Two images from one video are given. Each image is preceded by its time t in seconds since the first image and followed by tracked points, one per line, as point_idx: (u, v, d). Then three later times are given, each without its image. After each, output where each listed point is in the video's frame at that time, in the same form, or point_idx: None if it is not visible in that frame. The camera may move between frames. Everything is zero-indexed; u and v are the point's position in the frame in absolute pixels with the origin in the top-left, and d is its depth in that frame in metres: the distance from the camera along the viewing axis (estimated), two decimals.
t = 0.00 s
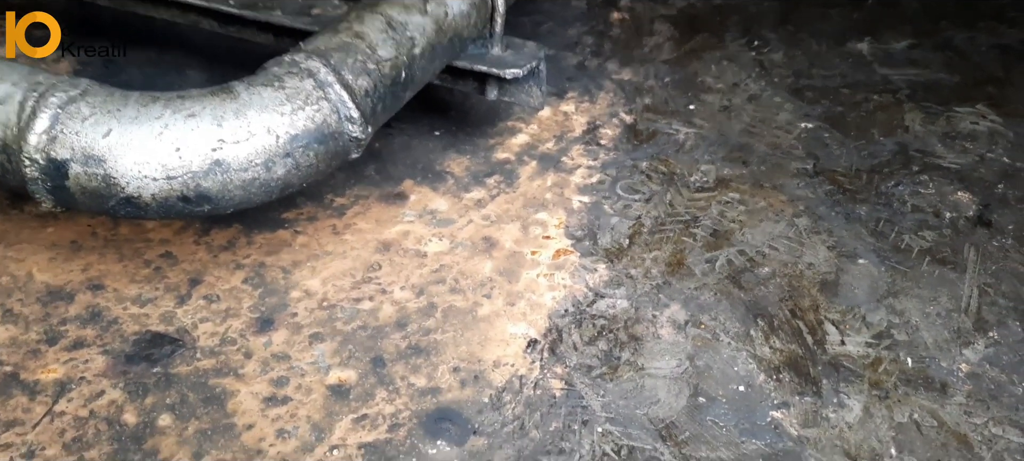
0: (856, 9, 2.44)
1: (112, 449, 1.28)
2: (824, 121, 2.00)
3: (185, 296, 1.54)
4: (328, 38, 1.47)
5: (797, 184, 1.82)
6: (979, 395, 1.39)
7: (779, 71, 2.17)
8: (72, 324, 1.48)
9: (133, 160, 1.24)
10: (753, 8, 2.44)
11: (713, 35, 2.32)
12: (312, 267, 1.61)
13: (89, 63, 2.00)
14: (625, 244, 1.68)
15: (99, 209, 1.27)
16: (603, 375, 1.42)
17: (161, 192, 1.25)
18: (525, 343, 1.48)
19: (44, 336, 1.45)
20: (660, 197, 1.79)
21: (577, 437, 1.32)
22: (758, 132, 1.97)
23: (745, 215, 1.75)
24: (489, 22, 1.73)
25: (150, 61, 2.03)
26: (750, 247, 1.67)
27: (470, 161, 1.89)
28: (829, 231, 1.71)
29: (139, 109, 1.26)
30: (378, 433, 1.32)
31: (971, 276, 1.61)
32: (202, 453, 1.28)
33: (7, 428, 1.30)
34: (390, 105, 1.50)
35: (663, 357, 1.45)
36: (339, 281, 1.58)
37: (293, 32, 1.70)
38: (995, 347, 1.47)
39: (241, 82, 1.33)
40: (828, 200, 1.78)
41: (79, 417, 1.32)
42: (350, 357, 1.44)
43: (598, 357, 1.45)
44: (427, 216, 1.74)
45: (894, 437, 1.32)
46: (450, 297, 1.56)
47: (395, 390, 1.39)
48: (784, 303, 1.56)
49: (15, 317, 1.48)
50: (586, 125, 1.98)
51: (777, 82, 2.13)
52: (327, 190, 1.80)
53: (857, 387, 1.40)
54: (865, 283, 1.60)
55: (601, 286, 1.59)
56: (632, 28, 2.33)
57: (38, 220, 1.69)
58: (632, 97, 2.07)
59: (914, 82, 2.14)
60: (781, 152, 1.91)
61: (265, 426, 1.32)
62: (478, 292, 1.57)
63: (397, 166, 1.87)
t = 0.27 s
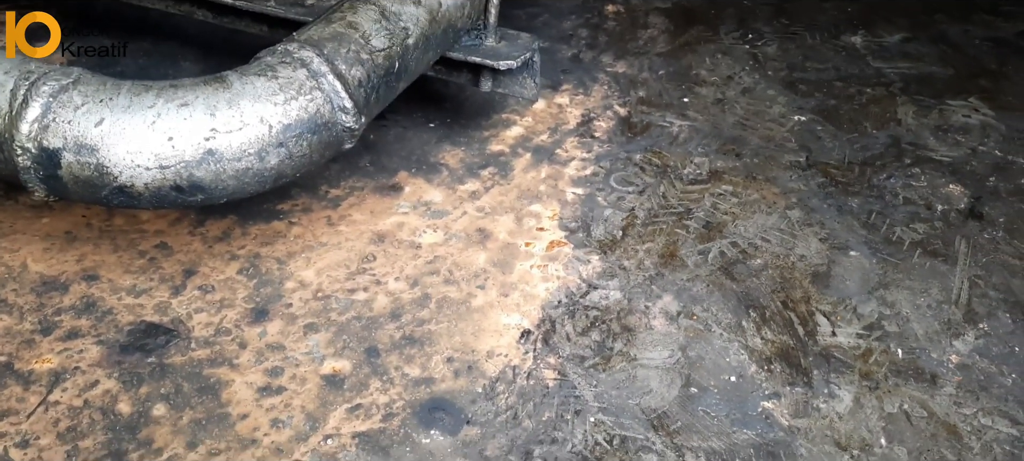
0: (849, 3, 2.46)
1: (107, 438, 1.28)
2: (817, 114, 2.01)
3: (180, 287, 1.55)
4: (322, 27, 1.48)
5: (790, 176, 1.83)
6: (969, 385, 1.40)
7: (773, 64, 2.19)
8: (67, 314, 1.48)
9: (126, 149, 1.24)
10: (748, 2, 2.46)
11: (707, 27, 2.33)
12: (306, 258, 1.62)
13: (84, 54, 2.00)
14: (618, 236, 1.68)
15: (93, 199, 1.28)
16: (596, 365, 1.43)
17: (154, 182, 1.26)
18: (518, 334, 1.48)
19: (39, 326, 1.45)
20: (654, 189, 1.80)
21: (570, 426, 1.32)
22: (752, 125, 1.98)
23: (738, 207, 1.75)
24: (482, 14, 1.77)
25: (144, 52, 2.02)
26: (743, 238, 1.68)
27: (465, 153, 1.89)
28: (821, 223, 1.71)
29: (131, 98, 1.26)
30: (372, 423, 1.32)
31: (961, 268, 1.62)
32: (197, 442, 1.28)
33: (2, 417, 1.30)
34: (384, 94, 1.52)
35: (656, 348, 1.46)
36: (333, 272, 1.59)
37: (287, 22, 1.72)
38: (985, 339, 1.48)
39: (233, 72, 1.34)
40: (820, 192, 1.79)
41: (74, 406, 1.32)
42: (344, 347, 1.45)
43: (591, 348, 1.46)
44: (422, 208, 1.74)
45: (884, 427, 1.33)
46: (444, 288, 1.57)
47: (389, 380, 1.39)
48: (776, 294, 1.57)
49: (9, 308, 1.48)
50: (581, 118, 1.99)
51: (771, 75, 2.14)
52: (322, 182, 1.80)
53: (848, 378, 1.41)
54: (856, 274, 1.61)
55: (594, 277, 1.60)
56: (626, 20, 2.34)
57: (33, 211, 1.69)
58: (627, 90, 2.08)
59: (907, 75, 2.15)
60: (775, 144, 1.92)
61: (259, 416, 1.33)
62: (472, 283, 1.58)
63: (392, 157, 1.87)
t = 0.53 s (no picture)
0: None
1: (103, 430, 1.28)
2: (814, 108, 2.01)
3: (176, 279, 1.54)
4: (319, 19, 1.48)
5: (786, 170, 1.83)
6: (965, 379, 1.40)
7: (770, 58, 2.19)
8: (63, 306, 1.47)
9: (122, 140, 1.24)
10: None
11: (705, 21, 2.34)
12: (303, 250, 1.62)
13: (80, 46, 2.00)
14: (615, 229, 1.68)
15: (89, 190, 1.27)
16: (592, 358, 1.43)
17: (150, 173, 1.26)
18: (515, 327, 1.48)
19: (34, 318, 1.45)
20: (650, 183, 1.80)
21: (566, 419, 1.33)
22: (749, 119, 1.98)
23: (734, 201, 1.75)
24: (479, 6, 1.77)
25: (140, 43, 2.01)
26: (739, 232, 1.68)
27: (462, 146, 1.89)
28: (817, 217, 1.72)
29: (127, 88, 1.26)
30: (368, 415, 1.32)
31: (957, 262, 1.62)
32: (193, 435, 1.28)
33: None
34: (381, 86, 1.52)
35: (652, 341, 1.46)
36: (330, 265, 1.58)
37: (284, 14, 1.73)
38: (981, 332, 1.49)
39: (230, 63, 1.34)
40: (817, 186, 1.79)
41: (70, 398, 1.32)
42: (341, 340, 1.44)
43: (588, 341, 1.46)
44: (419, 201, 1.74)
45: (880, 420, 1.33)
46: (440, 281, 1.57)
47: (385, 373, 1.39)
48: (772, 288, 1.57)
49: (5, 300, 1.48)
50: (578, 111, 1.99)
51: (768, 69, 2.15)
52: (318, 175, 1.80)
53: (843, 371, 1.41)
54: (853, 268, 1.61)
55: (591, 271, 1.60)
56: (623, 14, 2.35)
57: (28, 203, 1.69)
58: (624, 84, 2.08)
59: (905, 69, 2.15)
60: (772, 138, 1.92)
61: (256, 408, 1.33)
62: (469, 276, 1.58)
63: (388, 150, 1.87)
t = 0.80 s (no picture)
0: None
1: (102, 425, 1.28)
2: (814, 104, 2.01)
3: (175, 274, 1.54)
4: (318, 13, 1.48)
5: (786, 166, 1.83)
6: (964, 375, 1.41)
7: (769, 54, 2.19)
8: (61, 301, 1.47)
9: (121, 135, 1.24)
10: None
11: (704, 17, 2.35)
12: (302, 246, 1.61)
13: (78, 40, 2.00)
14: (615, 225, 1.68)
15: (88, 184, 1.27)
16: (592, 354, 1.43)
17: (149, 167, 1.25)
18: (514, 322, 1.48)
19: (33, 313, 1.45)
20: (650, 178, 1.80)
21: (566, 415, 1.33)
22: (748, 115, 1.98)
23: (734, 197, 1.75)
24: (479, 1, 1.76)
25: (138, 38, 2.01)
26: (739, 228, 1.68)
27: (461, 141, 1.88)
28: (817, 213, 1.72)
29: (126, 83, 1.25)
30: (368, 411, 1.32)
31: (957, 258, 1.62)
32: (192, 430, 1.28)
33: None
34: (381, 81, 1.52)
35: (652, 337, 1.46)
36: (330, 260, 1.58)
37: (283, 8, 1.74)
38: (980, 329, 1.49)
39: (229, 58, 1.34)
40: (817, 182, 1.79)
41: (69, 393, 1.32)
42: (340, 336, 1.44)
43: (587, 337, 1.46)
44: (418, 196, 1.74)
45: (879, 417, 1.33)
46: (440, 276, 1.56)
47: (384, 369, 1.39)
48: (772, 284, 1.57)
49: (3, 294, 1.47)
50: (577, 107, 1.99)
51: (768, 65, 2.15)
52: (317, 170, 1.79)
53: (843, 367, 1.42)
54: (852, 264, 1.61)
55: (590, 266, 1.60)
56: (623, 10, 2.35)
57: (26, 198, 1.68)
58: (623, 79, 2.08)
59: (904, 66, 2.15)
60: (771, 134, 1.92)
61: (255, 404, 1.32)
62: (468, 272, 1.57)
63: (388, 145, 1.87)
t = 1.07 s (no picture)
0: None
1: (97, 420, 1.28)
2: (811, 100, 2.01)
3: (171, 269, 1.54)
4: (314, 8, 1.48)
5: (783, 162, 1.83)
6: (959, 371, 1.41)
7: (766, 49, 2.19)
8: (56, 296, 1.47)
9: (116, 129, 1.23)
10: None
11: (701, 13, 2.35)
12: (298, 241, 1.61)
13: (75, 35, 1.99)
14: (612, 221, 1.68)
15: (82, 179, 1.26)
16: (588, 350, 1.43)
17: (144, 162, 1.25)
18: (510, 317, 1.48)
19: (28, 307, 1.44)
20: (647, 174, 1.80)
21: (562, 410, 1.32)
22: (745, 110, 1.98)
23: (731, 193, 1.75)
24: None
25: (135, 32, 2.00)
26: (735, 224, 1.68)
27: (458, 136, 1.88)
28: (813, 209, 1.72)
29: (121, 77, 1.25)
30: (363, 406, 1.32)
31: (953, 254, 1.62)
32: (188, 425, 1.28)
33: None
34: (376, 76, 1.52)
35: (648, 332, 1.46)
36: (326, 255, 1.58)
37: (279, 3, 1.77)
38: (976, 325, 1.49)
39: (224, 52, 1.33)
40: (813, 178, 1.79)
41: (64, 388, 1.32)
42: (336, 331, 1.44)
43: (583, 332, 1.46)
44: (414, 191, 1.73)
45: (875, 412, 1.33)
46: (436, 271, 1.56)
47: (380, 364, 1.39)
48: (768, 280, 1.57)
49: None
50: (574, 102, 1.98)
51: (765, 61, 2.15)
52: (314, 165, 1.79)
53: (838, 363, 1.42)
54: (849, 260, 1.61)
55: (587, 262, 1.59)
56: (621, 5, 2.35)
57: (22, 193, 1.68)
58: (620, 75, 2.08)
59: (901, 62, 2.15)
60: (768, 130, 1.92)
61: (250, 399, 1.32)
62: (464, 267, 1.57)
63: (384, 140, 1.86)
